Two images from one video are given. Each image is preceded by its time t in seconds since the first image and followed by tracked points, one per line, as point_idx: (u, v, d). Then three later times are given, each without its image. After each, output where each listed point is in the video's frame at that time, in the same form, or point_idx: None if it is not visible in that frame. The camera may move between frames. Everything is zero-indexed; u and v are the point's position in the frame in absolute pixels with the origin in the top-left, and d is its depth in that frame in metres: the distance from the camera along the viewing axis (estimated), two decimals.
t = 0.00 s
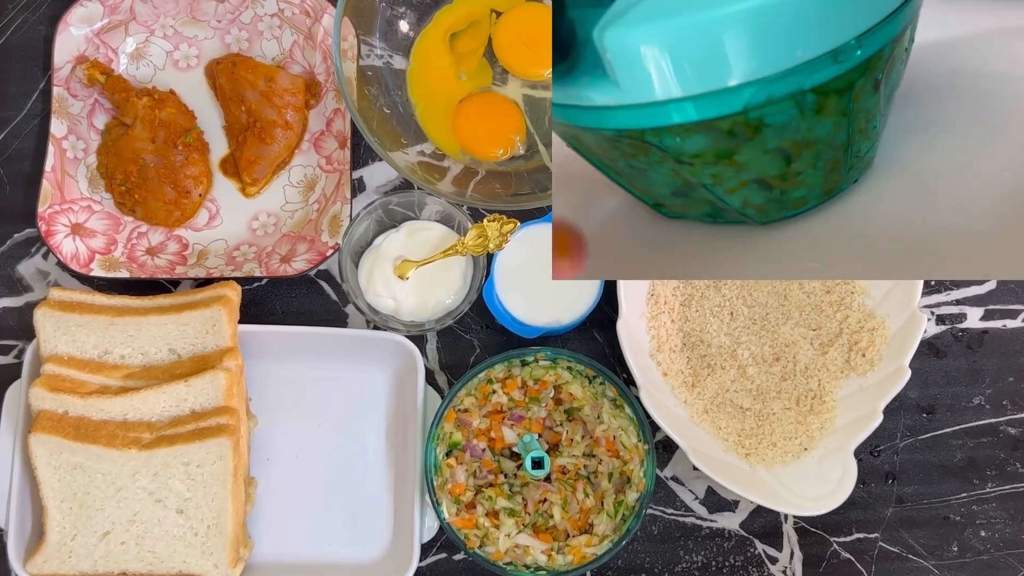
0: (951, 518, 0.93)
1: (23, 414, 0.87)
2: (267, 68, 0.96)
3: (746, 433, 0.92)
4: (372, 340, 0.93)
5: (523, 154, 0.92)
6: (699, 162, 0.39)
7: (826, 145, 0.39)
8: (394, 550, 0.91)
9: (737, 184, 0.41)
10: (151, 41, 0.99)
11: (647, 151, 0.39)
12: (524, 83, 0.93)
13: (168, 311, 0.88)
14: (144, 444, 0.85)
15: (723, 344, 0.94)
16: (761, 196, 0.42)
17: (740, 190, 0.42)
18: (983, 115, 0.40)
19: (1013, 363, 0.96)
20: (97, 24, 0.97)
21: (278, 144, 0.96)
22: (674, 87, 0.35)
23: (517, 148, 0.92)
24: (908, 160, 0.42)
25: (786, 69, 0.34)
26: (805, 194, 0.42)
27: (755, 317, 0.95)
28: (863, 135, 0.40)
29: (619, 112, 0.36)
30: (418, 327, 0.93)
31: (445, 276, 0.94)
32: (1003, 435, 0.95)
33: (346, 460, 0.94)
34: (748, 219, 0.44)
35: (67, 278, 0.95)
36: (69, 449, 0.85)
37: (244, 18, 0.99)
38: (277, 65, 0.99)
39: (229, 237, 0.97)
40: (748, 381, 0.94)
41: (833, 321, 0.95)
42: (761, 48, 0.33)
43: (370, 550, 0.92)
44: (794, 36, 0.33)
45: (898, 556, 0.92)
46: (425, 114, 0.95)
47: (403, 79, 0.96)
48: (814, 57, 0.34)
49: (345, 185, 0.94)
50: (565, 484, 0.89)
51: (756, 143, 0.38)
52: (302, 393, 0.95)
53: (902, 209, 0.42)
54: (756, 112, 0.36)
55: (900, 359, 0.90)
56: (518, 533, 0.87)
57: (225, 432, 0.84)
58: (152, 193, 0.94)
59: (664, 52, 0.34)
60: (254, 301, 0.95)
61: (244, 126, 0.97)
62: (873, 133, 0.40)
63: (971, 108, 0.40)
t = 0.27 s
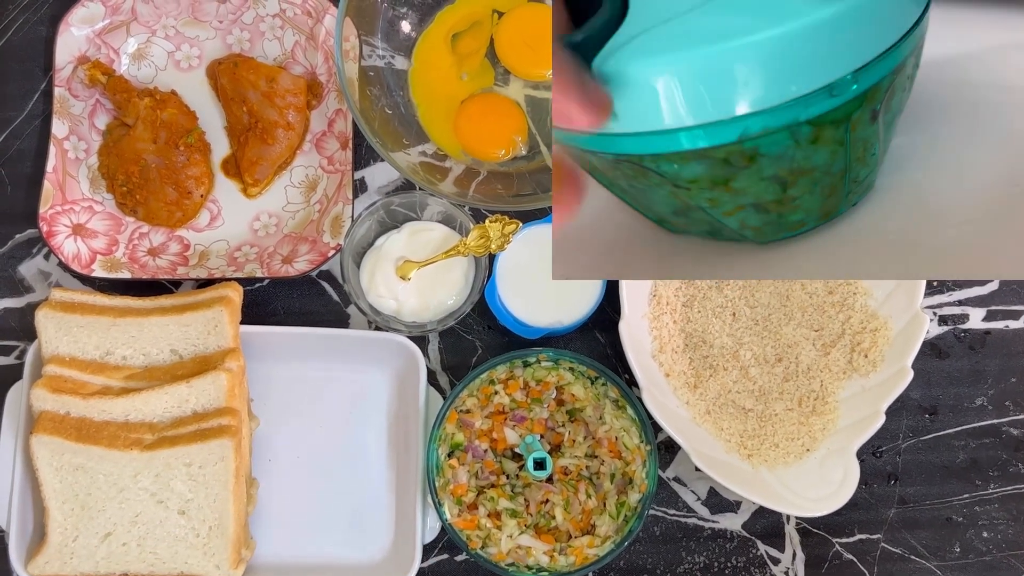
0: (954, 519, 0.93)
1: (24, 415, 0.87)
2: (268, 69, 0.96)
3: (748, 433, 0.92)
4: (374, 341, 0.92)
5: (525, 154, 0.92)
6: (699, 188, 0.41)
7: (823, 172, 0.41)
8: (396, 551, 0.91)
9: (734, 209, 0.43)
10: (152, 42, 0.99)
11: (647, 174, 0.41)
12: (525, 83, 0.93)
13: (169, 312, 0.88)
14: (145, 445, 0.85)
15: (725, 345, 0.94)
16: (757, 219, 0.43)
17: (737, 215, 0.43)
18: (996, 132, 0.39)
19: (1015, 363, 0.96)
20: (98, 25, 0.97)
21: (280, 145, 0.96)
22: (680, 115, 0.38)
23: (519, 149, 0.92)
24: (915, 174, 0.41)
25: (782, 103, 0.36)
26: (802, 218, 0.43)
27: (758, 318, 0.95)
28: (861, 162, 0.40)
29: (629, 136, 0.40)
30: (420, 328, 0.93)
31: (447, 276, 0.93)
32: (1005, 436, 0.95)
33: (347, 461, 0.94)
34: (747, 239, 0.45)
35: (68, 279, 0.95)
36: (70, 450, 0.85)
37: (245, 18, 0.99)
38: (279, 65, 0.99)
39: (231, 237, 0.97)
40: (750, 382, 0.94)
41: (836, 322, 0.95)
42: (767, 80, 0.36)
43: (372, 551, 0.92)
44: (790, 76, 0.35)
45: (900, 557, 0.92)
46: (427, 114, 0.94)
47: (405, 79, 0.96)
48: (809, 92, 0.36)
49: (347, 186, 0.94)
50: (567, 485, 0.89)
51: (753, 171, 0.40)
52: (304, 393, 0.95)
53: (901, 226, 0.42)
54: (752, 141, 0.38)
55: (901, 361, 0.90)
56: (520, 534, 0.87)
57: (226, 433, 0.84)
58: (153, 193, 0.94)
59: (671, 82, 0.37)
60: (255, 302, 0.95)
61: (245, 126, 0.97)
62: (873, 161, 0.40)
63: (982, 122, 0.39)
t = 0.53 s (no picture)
0: (953, 519, 0.93)
1: (23, 416, 0.87)
2: (267, 69, 0.96)
3: (747, 434, 0.92)
4: (373, 341, 0.92)
5: (524, 154, 0.92)
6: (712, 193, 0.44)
7: (835, 178, 0.43)
8: (395, 552, 0.91)
9: (746, 214, 0.46)
10: (151, 42, 0.99)
11: (663, 180, 0.44)
12: (525, 84, 0.92)
13: (168, 313, 0.88)
14: (144, 445, 0.85)
15: (723, 345, 0.94)
16: (768, 223, 0.46)
17: (748, 220, 0.46)
18: (994, 133, 0.41)
19: (1014, 364, 0.96)
20: (97, 25, 0.97)
21: (279, 145, 0.96)
22: (695, 126, 0.41)
23: (518, 149, 0.92)
24: (921, 179, 0.43)
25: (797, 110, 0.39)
26: (812, 222, 0.45)
27: (757, 318, 0.95)
28: (870, 167, 0.43)
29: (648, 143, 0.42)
30: (419, 328, 0.93)
31: (446, 277, 0.93)
32: (1004, 436, 0.95)
33: (346, 462, 0.94)
34: (758, 243, 0.47)
35: (67, 279, 0.95)
36: (69, 451, 0.85)
37: (245, 19, 0.99)
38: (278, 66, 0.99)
39: (230, 238, 0.97)
40: (749, 382, 0.94)
41: (835, 323, 0.95)
42: (779, 90, 0.39)
43: (371, 552, 0.92)
44: (801, 92, 0.39)
45: (899, 557, 0.92)
46: (426, 114, 0.94)
47: (403, 79, 0.95)
48: (822, 100, 0.39)
49: (346, 186, 0.94)
50: (566, 485, 0.89)
51: (765, 177, 0.43)
52: (303, 394, 0.95)
53: (908, 232, 0.44)
54: (764, 149, 0.41)
55: (900, 362, 0.91)
56: (519, 534, 0.87)
57: (225, 434, 0.84)
58: (152, 194, 0.94)
59: (689, 94, 0.39)
60: (254, 302, 0.95)
61: (244, 127, 0.97)
62: (882, 166, 0.43)
63: (980, 127, 0.41)
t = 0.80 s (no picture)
0: (953, 520, 0.93)
1: (23, 416, 0.87)
2: (267, 69, 0.96)
3: (748, 434, 0.92)
4: (374, 341, 0.92)
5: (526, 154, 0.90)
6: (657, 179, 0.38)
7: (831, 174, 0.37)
8: (395, 552, 0.91)
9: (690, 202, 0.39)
10: (151, 42, 0.99)
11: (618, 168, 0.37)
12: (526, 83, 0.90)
13: (168, 313, 0.88)
14: (144, 446, 0.85)
15: (724, 345, 0.94)
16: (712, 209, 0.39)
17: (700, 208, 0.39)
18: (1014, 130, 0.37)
19: (1014, 364, 0.96)
20: (96, 25, 0.97)
21: (279, 145, 0.96)
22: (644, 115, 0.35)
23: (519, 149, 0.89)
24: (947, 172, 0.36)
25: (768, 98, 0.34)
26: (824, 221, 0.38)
27: (757, 318, 0.95)
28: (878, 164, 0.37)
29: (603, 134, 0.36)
30: (419, 329, 0.93)
31: (446, 277, 0.94)
32: (1005, 436, 0.95)
33: (346, 462, 0.93)
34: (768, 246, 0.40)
35: (67, 280, 0.95)
36: (69, 451, 0.84)
37: (244, 19, 0.99)
38: (278, 66, 0.99)
39: (230, 238, 0.97)
40: (749, 383, 0.94)
41: (835, 323, 0.95)
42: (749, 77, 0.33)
43: (372, 552, 0.92)
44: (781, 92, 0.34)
45: (900, 558, 0.92)
46: (426, 115, 0.94)
47: (404, 79, 0.95)
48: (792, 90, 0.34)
49: (346, 186, 0.94)
50: (566, 485, 0.89)
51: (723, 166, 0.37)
52: (304, 394, 0.95)
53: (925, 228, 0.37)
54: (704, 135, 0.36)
55: (900, 362, 0.90)
56: (519, 535, 0.87)
57: (225, 434, 0.84)
58: (152, 194, 0.94)
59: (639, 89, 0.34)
60: (254, 302, 0.95)
61: (245, 127, 0.97)
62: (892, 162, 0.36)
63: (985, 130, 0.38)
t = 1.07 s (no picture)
0: (955, 521, 0.93)
1: (24, 418, 0.87)
2: (269, 70, 0.96)
3: (750, 435, 0.92)
4: (376, 343, 0.92)
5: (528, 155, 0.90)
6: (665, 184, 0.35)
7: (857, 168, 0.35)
8: (397, 554, 0.91)
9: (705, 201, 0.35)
10: (152, 43, 0.99)
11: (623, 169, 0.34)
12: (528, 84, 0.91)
13: (170, 314, 0.88)
14: (146, 447, 0.85)
15: (726, 346, 0.94)
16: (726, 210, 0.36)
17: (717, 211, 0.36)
18: None
19: (1017, 365, 0.96)
20: (97, 26, 0.97)
21: (280, 146, 0.96)
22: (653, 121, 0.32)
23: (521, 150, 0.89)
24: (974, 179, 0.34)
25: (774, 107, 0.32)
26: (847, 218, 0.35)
27: (759, 319, 0.95)
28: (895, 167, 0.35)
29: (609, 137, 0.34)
30: (421, 330, 0.93)
31: (448, 278, 0.93)
32: (1007, 437, 0.95)
33: (348, 463, 0.93)
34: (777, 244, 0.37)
35: (68, 281, 0.95)
36: (70, 453, 0.84)
37: (246, 19, 0.99)
38: (279, 67, 0.99)
39: (231, 239, 0.97)
40: (751, 384, 0.93)
41: (837, 324, 0.95)
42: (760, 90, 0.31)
43: (374, 554, 0.92)
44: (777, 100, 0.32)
45: (902, 559, 0.92)
46: (428, 116, 0.94)
47: (405, 80, 0.96)
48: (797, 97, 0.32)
49: (347, 187, 0.93)
50: (568, 487, 0.89)
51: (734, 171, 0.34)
52: (305, 396, 0.95)
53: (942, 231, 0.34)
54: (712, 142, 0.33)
55: (903, 362, 0.90)
56: (521, 536, 0.87)
57: (227, 436, 0.84)
58: (153, 195, 0.94)
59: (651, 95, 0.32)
60: (256, 303, 0.95)
61: (246, 128, 0.97)
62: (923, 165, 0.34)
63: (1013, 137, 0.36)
